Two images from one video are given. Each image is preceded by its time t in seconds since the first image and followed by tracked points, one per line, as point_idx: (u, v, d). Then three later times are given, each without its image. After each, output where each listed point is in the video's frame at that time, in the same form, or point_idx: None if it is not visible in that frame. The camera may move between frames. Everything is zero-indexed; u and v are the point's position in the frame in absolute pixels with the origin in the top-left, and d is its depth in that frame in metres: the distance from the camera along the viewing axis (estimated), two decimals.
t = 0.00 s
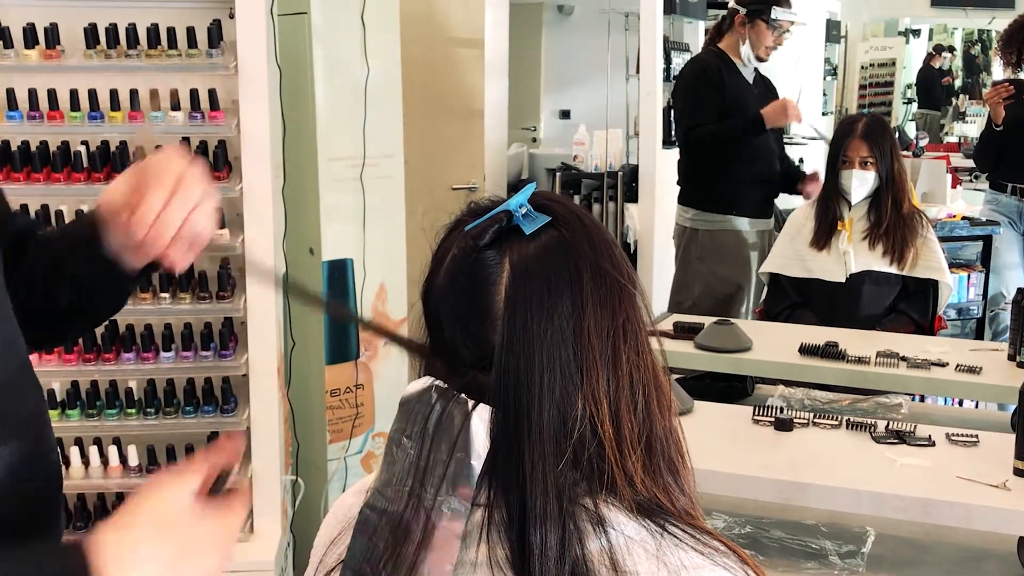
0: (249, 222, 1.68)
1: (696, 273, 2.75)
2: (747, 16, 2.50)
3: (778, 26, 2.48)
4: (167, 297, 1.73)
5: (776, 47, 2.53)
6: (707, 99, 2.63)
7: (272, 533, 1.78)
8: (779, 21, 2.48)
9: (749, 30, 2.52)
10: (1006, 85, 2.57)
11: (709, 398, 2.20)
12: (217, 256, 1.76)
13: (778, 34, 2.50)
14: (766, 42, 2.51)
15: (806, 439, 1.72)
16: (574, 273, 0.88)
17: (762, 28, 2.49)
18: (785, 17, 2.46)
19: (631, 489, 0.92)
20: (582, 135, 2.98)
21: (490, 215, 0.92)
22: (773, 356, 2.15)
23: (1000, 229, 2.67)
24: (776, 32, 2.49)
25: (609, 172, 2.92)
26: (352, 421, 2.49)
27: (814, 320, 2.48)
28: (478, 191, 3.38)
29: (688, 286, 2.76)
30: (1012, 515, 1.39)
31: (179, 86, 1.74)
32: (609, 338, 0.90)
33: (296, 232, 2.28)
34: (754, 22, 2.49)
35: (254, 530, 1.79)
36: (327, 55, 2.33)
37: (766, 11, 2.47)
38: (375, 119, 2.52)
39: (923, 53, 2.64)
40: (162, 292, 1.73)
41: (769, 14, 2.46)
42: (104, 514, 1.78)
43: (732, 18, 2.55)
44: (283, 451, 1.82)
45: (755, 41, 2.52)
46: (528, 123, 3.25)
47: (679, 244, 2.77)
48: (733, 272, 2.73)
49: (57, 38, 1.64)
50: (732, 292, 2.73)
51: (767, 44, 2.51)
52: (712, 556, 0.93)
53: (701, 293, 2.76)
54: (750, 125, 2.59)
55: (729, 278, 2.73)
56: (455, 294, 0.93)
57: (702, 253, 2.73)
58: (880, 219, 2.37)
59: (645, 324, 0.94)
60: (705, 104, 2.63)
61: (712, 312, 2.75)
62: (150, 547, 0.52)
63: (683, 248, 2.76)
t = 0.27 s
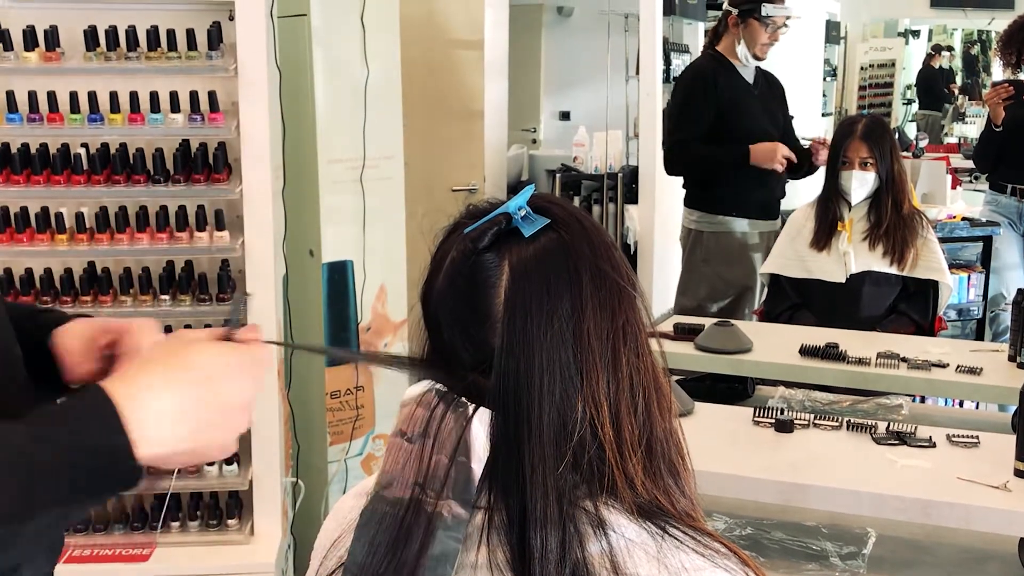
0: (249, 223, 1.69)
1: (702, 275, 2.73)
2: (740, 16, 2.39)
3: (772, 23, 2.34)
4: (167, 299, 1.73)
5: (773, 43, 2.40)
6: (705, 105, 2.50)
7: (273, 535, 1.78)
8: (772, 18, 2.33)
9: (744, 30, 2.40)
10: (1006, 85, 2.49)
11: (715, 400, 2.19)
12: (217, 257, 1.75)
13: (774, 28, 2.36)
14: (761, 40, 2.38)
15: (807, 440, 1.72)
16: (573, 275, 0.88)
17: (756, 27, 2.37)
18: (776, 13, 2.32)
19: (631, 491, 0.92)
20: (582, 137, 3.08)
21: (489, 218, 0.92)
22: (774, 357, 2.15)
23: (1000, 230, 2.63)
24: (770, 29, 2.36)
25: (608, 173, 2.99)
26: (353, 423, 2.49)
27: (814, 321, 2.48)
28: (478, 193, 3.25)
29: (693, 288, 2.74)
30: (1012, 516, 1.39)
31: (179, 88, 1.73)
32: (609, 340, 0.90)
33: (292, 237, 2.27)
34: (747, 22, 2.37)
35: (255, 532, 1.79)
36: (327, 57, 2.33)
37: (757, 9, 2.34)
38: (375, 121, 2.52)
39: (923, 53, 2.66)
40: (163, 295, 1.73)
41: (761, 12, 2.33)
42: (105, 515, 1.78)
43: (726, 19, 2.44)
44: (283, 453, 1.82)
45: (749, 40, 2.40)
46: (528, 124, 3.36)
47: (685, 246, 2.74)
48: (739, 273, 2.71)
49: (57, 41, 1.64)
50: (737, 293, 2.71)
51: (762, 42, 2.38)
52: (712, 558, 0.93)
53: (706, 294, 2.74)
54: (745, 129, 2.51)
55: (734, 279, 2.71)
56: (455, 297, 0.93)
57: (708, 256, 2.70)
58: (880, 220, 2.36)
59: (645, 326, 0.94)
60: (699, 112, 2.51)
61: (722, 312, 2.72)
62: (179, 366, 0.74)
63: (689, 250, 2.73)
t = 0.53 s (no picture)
0: (249, 224, 1.69)
1: (701, 273, 2.74)
2: (740, 19, 2.49)
3: (773, 26, 2.47)
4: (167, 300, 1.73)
5: (775, 45, 2.51)
6: (712, 107, 2.59)
7: (273, 536, 1.79)
8: (772, 21, 2.47)
9: (745, 32, 2.50)
10: (1005, 85, 2.50)
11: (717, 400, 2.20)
12: (216, 259, 1.75)
13: (775, 32, 2.48)
14: (763, 42, 2.49)
15: (807, 441, 1.72)
16: (571, 276, 0.88)
17: (756, 30, 2.48)
18: (776, 17, 2.46)
19: (630, 492, 0.92)
20: (582, 137, 3.10)
21: (487, 219, 0.92)
22: (774, 358, 2.15)
23: (1000, 230, 2.65)
24: (771, 32, 2.48)
25: (608, 173, 3.00)
26: (352, 424, 2.42)
27: (814, 321, 2.48)
28: (478, 193, 3.24)
29: (693, 287, 2.75)
30: (1013, 516, 1.39)
31: (178, 90, 1.73)
32: (608, 341, 0.90)
33: (295, 236, 2.32)
34: (749, 25, 2.48)
35: (255, 533, 1.80)
36: (327, 58, 2.33)
37: (757, 13, 2.47)
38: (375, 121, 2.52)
39: (923, 53, 2.64)
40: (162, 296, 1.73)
41: (760, 15, 2.46)
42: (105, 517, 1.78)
43: (728, 22, 2.53)
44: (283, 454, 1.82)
45: (752, 42, 2.50)
46: (528, 124, 3.38)
47: (685, 244, 2.77)
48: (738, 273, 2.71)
49: (56, 42, 1.64)
50: (736, 292, 2.71)
51: (764, 43, 2.48)
52: (712, 559, 0.93)
53: (706, 293, 2.75)
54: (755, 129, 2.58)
55: (734, 279, 2.71)
56: (454, 298, 0.94)
57: (708, 254, 2.73)
58: (880, 219, 2.36)
59: (643, 327, 0.94)
60: (707, 114, 2.60)
61: (718, 313, 2.73)
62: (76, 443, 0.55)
63: (689, 248, 2.76)
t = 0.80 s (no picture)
0: (249, 225, 1.69)
1: (704, 271, 2.74)
2: (748, 22, 2.50)
3: (780, 30, 2.47)
4: (167, 301, 1.73)
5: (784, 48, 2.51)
6: (715, 107, 2.62)
7: (273, 536, 1.79)
8: (777, 26, 2.47)
9: (752, 35, 2.50)
10: (1005, 84, 2.50)
11: (715, 400, 2.18)
12: (216, 259, 1.75)
13: (784, 36, 2.48)
14: (770, 44, 2.49)
15: (808, 441, 1.72)
16: (572, 276, 0.88)
17: (763, 35, 2.49)
18: (783, 21, 2.46)
19: (631, 492, 0.92)
20: (582, 137, 3.08)
21: (487, 219, 0.92)
22: (775, 358, 2.15)
23: (1000, 229, 2.60)
24: (778, 36, 2.48)
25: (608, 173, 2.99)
26: (353, 424, 2.44)
27: (815, 321, 2.47)
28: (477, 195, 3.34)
29: (696, 286, 2.75)
30: (1014, 516, 1.39)
31: (177, 90, 1.73)
32: (609, 341, 0.90)
33: (296, 236, 2.33)
34: (756, 29, 2.49)
35: (256, 533, 1.80)
36: (327, 59, 2.33)
37: (764, 17, 2.47)
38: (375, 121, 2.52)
39: (924, 53, 2.60)
40: (163, 297, 1.73)
41: (767, 20, 2.46)
42: (105, 518, 1.78)
43: (737, 24, 2.53)
44: (283, 454, 1.82)
45: (760, 44, 2.50)
46: (528, 124, 3.37)
47: (687, 243, 2.76)
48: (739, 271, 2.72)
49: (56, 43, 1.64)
50: (738, 291, 2.71)
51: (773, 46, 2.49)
52: (713, 559, 0.93)
53: (708, 292, 2.74)
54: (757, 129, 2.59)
55: (736, 278, 2.72)
56: (454, 299, 0.93)
57: (709, 253, 2.73)
58: (880, 219, 2.36)
59: (644, 327, 0.94)
60: (710, 114, 2.63)
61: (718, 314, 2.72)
62: None
63: (691, 247, 2.75)
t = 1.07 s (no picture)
0: (249, 224, 1.69)
1: (706, 272, 2.73)
2: (749, 23, 2.49)
3: (781, 32, 2.47)
4: (168, 300, 1.73)
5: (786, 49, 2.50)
6: (715, 108, 2.62)
7: (274, 536, 1.79)
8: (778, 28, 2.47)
9: (753, 36, 2.50)
10: (1006, 83, 2.51)
11: (715, 398, 2.18)
12: (216, 258, 1.75)
13: (785, 37, 2.48)
14: (772, 46, 2.49)
15: (809, 440, 1.71)
16: (570, 274, 0.87)
17: (764, 36, 2.48)
18: (784, 23, 2.46)
19: (631, 490, 0.92)
20: (582, 136, 3.09)
21: (485, 218, 0.92)
22: (776, 357, 2.14)
23: (1001, 227, 2.59)
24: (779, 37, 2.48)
25: (609, 173, 2.99)
26: (353, 424, 2.44)
27: (816, 320, 2.48)
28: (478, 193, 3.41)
29: (697, 287, 2.73)
30: (1014, 514, 1.39)
31: (177, 89, 1.73)
32: (607, 339, 0.89)
33: (295, 236, 2.33)
34: (757, 30, 2.48)
35: (256, 533, 1.80)
36: (326, 58, 2.32)
37: (764, 19, 2.46)
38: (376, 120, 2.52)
39: (924, 52, 2.57)
40: (162, 296, 1.73)
41: (767, 22, 2.45)
42: (106, 517, 1.78)
43: (738, 24, 2.52)
44: (283, 454, 1.82)
45: (761, 46, 2.50)
46: (529, 124, 3.39)
47: (690, 242, 2.75)
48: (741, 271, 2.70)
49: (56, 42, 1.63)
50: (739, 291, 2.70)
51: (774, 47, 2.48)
52: (713, 557, 0.93)
53: (709, 293, 2.72)
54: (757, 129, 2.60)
55: (737, 277, 2.70)
56: (451, 298, 0.93)
57: (712, 252, 2.71)
58: (880, 218, 2.36)
59: (643, 325, 0.94)
60: (709, 116, 2.64)
61: (721, 314, 2.70)
62: None
63: (693, 246, 2.74)
